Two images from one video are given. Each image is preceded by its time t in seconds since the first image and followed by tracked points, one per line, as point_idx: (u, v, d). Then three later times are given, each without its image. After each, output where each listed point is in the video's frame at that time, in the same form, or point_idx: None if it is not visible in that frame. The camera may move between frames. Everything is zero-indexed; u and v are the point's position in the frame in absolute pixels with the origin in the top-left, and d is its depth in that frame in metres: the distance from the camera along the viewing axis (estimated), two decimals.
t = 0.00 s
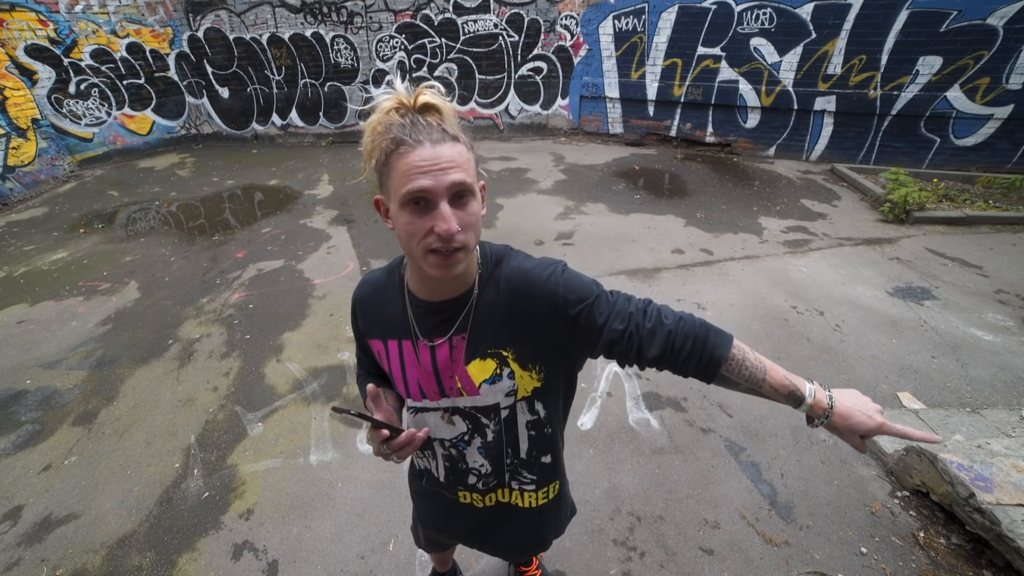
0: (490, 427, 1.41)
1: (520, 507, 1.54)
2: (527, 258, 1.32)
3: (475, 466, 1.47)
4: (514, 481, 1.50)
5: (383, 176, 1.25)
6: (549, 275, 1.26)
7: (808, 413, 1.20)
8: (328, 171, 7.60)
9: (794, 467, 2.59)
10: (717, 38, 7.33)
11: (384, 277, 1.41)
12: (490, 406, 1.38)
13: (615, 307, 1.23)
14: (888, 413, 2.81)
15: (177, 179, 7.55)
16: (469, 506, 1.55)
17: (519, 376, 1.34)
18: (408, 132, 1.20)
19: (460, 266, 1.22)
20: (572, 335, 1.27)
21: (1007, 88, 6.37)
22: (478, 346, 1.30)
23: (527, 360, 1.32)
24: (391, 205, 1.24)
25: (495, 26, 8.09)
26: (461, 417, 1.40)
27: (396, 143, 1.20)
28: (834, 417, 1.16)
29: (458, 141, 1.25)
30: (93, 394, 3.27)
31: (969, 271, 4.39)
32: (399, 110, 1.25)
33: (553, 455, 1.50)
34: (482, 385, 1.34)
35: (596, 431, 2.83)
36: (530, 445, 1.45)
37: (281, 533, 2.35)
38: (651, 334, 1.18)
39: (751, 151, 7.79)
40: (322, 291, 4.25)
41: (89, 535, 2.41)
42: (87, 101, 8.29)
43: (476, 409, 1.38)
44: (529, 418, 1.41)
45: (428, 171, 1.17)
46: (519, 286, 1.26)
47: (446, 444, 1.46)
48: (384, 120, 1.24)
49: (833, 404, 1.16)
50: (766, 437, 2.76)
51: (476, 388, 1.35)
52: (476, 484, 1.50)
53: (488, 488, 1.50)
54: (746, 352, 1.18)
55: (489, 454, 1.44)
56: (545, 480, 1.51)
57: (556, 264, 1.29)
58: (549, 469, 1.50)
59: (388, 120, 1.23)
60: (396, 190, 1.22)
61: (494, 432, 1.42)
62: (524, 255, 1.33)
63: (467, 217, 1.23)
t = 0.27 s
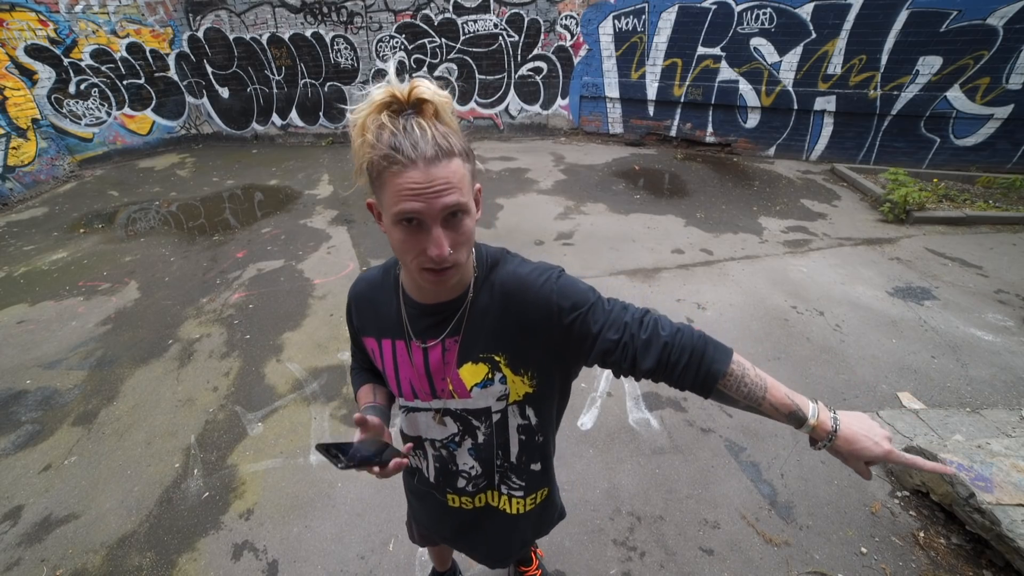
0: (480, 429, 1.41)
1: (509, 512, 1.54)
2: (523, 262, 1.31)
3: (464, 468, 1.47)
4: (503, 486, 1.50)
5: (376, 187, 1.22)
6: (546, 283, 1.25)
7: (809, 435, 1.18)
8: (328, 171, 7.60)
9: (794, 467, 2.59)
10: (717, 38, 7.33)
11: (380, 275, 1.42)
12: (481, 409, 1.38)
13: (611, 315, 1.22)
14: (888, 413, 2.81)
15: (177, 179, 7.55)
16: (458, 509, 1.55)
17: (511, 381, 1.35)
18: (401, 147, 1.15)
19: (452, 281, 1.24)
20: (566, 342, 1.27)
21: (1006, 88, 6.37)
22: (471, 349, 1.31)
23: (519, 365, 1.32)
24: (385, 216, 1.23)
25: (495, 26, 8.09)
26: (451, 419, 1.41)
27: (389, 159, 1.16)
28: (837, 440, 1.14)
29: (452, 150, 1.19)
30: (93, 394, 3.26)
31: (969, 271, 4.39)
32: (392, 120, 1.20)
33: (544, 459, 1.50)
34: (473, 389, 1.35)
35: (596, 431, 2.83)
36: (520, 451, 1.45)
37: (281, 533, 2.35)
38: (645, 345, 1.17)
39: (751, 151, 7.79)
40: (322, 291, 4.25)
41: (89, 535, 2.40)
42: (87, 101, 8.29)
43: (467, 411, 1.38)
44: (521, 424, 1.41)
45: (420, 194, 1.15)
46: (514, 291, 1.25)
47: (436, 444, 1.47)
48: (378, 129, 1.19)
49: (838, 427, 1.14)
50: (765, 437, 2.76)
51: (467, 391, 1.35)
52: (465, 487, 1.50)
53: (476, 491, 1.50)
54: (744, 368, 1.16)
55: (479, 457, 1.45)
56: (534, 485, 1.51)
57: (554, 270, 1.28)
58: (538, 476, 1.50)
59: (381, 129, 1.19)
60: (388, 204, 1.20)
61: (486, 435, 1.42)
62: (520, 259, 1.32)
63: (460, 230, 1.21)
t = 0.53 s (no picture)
0: (475, 431, 1.41)
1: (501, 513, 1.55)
2: (522, 266, 1.31)
3: (457, 469, 1.47)
4: (495, 488, 1.50)
5: (380, 183, 1.20)
6: (544, 289, 1.24)
7: (800, 440, 1.17)
8: (328, 171, 7.60)
9: (794, 467, 2.59)
10: (717, 38, 7.33)
11: (376, 275, 1.42)
12: (475, 411, 1.38)
13: (609, 323, 1.22)
14: (887, 413, 2.81)
15: (177, 179, 7.55)
16: (451, 509, 1.55)
17: (506, 385, 1.35)
18: (410, 140, 1.15)
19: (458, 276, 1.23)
20: (563, 347, 1.27)
21: (1007, 88, 6.37)
22: (467, 353, 1.31)
23: (515, 369, 1.32)
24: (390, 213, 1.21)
25: (495, 26, 8.09)
26: (446, 419, 1.41)
27: (397, 153, 1.15)
28: (826, 446, 1.13)
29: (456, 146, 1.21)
30: (93, 394, 3.26)
31: (969, 271, 4.39)
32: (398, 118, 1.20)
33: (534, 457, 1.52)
34: (469, 391, 1.34)
35: (595, 431, 2.83)
36: (514, 453, 1.45)
37: (281, 533, 2.35)
38: (642, 353, 1.16)
39: (751, 151, 7.79)
40: (322, 291, 4.25)
41: (89, 535, 2.40)
42: (87, 101, 8.29)
43: (462, 412, 1.38)
44: (515, 426, 1.42)
45: (431, 181, 1.14)
46: (513, 296, 1.24)
47: (430, 444, 1.46)
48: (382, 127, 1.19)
49: (828, 433, 1.13)
50: (765, 437, 2.76)
51: (462, 394, 1.35)
52: (458, 488, 1.50)
53: (468, 492, 1.50)
54: (739, 376, 1.17)
55: (472, 458, 1.45)
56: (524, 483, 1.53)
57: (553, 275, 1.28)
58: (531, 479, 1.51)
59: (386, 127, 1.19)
60: (395, 198, 1.18)
61: (480, 436, 1.42)
62: (519, 263, 1.31)
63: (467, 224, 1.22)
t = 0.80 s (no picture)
0: (477, 430, 1.41)
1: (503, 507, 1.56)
2: (517, 262, 1.32)
3: (460, 468, 1.47)
4: (498, 484, 1.51)
5: (399, 164, 1.14)
6: (538, 283, 1.27)
7: (784, 416, 1.20)
8: (328, 171, 7.60)
9: (794, 467, 2.59)
10: (717, 38, 7.33)
11: (368, 278, 1.38)
12: (478, 409, 1.38)
13: (601, 314, 1.26)
14: (887, 413, 2.81)
15: (177, 179, 7.55)
16: (454, 510, 1.55)
17: (508, 378, 1.35)
18: (442, 134, 1.14)
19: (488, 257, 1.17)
20: (558, 340, 1.29)
21: (1007, 88, 6.37)
22: (470, 350, 1.30)
23: (516, 363, 1.33)
24: (412, 194, 1.13)
25: (495, 26, 8.09)
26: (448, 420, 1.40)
27: (419, 134, 1.14)
28: (807, 421, 1.17)
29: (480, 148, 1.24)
30: (93, 394, 3.26)
31: (969, 271, 4.38)
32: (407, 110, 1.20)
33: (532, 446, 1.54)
34: (472, 388, 1.34)
35: (595, 431, 2.83)
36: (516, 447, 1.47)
37: (281, 533, 2.35)
38: (634, 342, 1.20)
39: (751, 151, 7.79)
40: (322, 291, 4.25)
41: (89, 535, 2.41)
42: (87, 101, 8.29)
43: (466, 410, 1.38)
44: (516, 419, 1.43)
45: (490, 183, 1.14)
46: (510, 292, 1.26)
47: (432, 446, 1.45)
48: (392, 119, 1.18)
49: (808, 408, 1.16)
50: (765, 437, 2.76)
51: (466, 391, 1.34)
52: (461, 488, 1.49)
53: (472, 491, 1.50)
54: (726, 360, 1.20)
55: (475, 457, 1.45)
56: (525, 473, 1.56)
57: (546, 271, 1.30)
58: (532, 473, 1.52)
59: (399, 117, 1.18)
60: (434, 197, 1.13)
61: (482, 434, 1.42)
62: (511, 259, 1.33)
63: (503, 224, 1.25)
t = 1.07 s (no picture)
0: (490, 421, 1.42)
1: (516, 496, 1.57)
2: (518, 254, 1.34)
3: (474, 461, 1.47)
4: (511, 474, 1.51)
5: (391, 153, 1.19)
6: (535, 268, 1.29)
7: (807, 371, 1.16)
8: (328, 171, 7.60)
9: (794, 467, 2.59)
10: (717, 38, 7.33)
11: (371, 279, 1.38)
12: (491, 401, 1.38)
13: (604, 291, 1.25)
14: (888, 413, 2.81)
15: (177, 179, 7.55)
16: (468, 502, 1.56)
17: (519, 370, 1.35)
18: (416, 145, 1.22)
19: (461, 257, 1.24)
20: (567, 324, 1.29)
21: (1007, 88, 6.37)
22: (479, 344, 1.30)
23: (525, 351, 1.33)
24: (400, 178, 1.17)
25: (495, 26, 8.09)
26: (461, 415, 1.41)
27: (414, 133, 1.24)
28: (833, 370, 1.12)
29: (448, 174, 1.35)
30: (93, 394, 3.26)
31: (969, 271, 4.39)
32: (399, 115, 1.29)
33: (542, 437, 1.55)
34: (484, 382, 1.34)
35: (596, 431, 2.83)
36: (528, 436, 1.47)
37: (281, 533, 2.35)
38: (641, 312, 1.18)
39: (751, 151, 7.79)
40: (322, 291, 4.25)
41: (89, 535, 2.41)
42: (87, 101, 8.29)
43: (479, 403, 1.38)
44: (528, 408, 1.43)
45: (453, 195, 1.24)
46: (513, 281, 1.28)
47: (446, 444, 1.46)
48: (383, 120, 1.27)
49: (834, 359, 1.11)
50: (765, 437, 2.76)
51: (478, 386, 1.35)
52: (476, 481, 1.51)
53: (486, 484, 1.51)
54: (737, 319, 1.15)
55: (489, 449, 1.45)
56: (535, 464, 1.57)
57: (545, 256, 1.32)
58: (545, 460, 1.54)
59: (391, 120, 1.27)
60: (406, 199, 1.18)
61: (495, 425, 1.43)
62: (513, 251, 1.35)
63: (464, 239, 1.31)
